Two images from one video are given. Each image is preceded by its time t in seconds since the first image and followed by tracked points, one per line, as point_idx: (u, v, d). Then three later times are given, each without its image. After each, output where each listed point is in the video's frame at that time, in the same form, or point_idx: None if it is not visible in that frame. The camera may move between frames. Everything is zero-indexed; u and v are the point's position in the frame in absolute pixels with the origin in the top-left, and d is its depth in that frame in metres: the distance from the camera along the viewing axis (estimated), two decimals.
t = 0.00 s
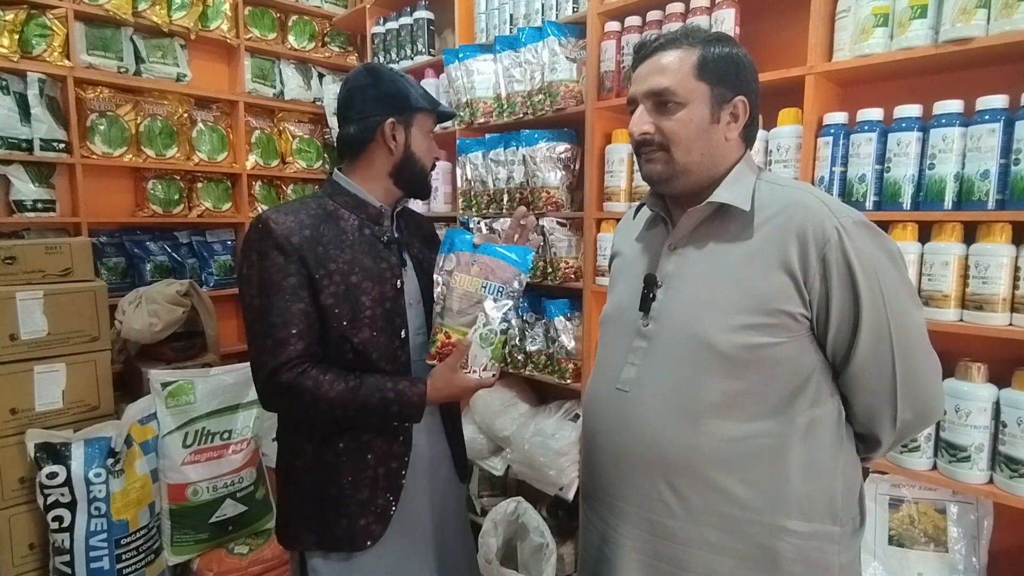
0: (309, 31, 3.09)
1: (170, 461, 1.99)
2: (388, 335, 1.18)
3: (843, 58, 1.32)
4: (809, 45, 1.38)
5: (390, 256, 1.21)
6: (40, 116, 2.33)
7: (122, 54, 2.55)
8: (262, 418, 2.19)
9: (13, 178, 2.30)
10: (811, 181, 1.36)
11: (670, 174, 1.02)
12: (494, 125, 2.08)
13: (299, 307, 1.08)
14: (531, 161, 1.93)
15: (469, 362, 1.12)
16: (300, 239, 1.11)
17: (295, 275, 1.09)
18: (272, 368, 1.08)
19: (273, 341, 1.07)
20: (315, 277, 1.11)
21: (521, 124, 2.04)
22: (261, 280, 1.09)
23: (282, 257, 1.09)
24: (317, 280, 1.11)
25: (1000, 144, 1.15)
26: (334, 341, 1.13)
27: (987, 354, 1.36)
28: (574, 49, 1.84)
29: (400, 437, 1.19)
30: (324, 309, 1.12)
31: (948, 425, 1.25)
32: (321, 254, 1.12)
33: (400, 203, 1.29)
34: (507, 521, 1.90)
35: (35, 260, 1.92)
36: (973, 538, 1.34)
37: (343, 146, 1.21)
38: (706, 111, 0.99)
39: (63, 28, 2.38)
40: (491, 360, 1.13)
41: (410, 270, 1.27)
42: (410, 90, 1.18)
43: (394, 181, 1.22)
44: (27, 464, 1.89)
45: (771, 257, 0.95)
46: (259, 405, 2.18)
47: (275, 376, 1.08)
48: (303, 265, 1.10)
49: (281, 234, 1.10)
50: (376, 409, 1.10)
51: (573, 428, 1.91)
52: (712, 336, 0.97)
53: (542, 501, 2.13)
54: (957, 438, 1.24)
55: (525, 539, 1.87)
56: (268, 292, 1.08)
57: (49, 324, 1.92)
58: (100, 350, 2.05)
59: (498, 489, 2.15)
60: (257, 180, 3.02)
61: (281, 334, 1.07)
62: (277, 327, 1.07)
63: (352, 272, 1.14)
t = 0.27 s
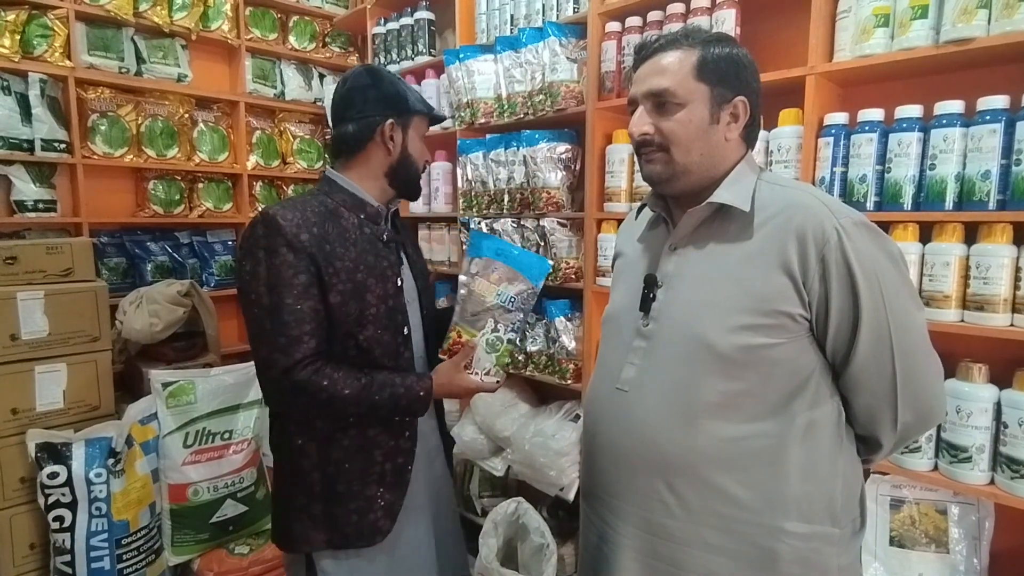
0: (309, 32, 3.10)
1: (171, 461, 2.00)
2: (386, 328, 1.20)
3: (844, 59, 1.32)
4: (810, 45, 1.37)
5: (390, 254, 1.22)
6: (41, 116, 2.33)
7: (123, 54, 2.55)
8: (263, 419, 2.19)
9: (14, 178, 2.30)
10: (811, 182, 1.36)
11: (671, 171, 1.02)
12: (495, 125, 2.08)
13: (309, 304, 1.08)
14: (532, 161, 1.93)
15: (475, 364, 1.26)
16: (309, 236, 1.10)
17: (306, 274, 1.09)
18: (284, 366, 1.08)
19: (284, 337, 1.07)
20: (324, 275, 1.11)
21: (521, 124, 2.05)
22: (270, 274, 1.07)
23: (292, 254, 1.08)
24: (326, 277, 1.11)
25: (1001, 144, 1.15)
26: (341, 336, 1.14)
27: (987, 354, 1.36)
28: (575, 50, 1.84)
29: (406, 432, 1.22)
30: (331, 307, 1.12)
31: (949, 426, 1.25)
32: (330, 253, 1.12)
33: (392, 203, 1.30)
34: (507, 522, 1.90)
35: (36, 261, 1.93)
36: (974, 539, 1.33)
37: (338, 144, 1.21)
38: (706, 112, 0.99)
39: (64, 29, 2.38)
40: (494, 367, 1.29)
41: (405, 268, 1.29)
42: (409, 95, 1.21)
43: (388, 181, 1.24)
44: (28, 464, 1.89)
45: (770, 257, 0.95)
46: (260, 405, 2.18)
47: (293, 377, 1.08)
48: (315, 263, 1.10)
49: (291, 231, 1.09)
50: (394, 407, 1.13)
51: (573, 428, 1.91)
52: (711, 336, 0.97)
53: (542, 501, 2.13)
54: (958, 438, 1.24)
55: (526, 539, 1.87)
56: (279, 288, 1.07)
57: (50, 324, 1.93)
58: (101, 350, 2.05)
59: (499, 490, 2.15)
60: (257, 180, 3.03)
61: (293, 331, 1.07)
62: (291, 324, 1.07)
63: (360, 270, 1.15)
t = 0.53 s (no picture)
0: (310, 32, 3.10)
1: (171, 461, 1.99)
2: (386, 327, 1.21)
3: (845, 58, 1.32)
4: (811, 45, 1.37)
5: (381, 253, 1.23)
6: (42, 117, 2.33)
7: (123, 55, 2.56)
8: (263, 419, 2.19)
9: (15, 178, 2.31)
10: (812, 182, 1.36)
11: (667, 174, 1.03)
12: (495, 126, 2.08)
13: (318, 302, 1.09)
14: (533, 162, 1.93)
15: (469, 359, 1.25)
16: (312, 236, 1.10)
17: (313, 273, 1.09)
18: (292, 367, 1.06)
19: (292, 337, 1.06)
20: (329, 274, 1.11)
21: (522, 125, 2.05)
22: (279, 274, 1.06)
23: (299, 253, 1.08)
24: (330, 276, 1.11)
25: (1003, 144, 1.15)
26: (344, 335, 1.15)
27: (988, 354, 1.36)
28: (575, 50, 1.84)
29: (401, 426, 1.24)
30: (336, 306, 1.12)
31: (950, 426, 1.25)
32: (332, 252, 1.12)
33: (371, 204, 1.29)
34: (508, 522, 1.90)
35: (37, 261, 1.93)
36: (976, 539, 1.33)
37: (322, 138, 1.19)
38: (694, 113, 0.98)
39: (65, 29, 2.39)
40: (489, 364, 1.25)
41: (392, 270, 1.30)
42: (399, 100, 1.22)
43: (372, 182, 1.24)
44: (29, 464, 1.89)
45: (764, 258, 0.95)
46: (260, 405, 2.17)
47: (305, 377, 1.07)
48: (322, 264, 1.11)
49: (296, 229, 1.09)
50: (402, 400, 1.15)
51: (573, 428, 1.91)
52: (704, 336, 0.97)
53: (543, 501, 2.13)
54: (959, 438, 1.23)
55: (527, 539, 1.87)
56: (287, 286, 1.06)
57: (51, 324, 1.93)
58: (102, 350, 2.05)
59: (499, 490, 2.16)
60: (258, 181, 3.03)
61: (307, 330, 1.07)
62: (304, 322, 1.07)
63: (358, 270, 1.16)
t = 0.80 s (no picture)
0: (311, 33, 3.11)
1: (173, 461, 1.98)
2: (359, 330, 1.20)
3: (847, 59, 1.32)
4: (812, 46, 1.38)
5: (355, 254, 1.21)
6: (44, 117, 2.33)
7: (125, 56, 2.56)
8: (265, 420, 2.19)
9: (16, 179, 2.31)
10: (813, 183, 1.37)
11: (662, 176, 1.03)
12: (496, 126, 2.08)
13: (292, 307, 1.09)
14: (533, 162, 1.93)
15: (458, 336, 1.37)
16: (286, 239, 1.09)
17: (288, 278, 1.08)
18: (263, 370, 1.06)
19: (267, 344, 1.06)
20: (302, 278, 1.10)
21: (523, 125, 2.05)
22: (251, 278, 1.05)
23: (271, 256, 1.07)
24: (304, 280, 1.10)
25: (1004, 145, 1.15)
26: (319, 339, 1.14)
27: (990, 355, 1.36)
28: (576, 51, 1.84)
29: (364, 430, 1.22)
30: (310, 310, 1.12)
31: (953, 427, 1.25)
32: (307, 257, 1.11)
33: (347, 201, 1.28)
34: (509, 523, 1.91)
35: (38, 262, 1.93)
36: (977, 540, 1.33)
37: (294, 136, 1.18)
38: (661, 119, 0.99)
39: (67, 30, 2.39)
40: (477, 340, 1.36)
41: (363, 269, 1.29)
42: (373, 96, 1.20)
43: (347, 182, 1.22)
44: (30, 464, 1.90)
45: (743, 259, 0.93)
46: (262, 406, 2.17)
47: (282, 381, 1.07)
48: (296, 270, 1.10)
49: (268, 232, 1.08)
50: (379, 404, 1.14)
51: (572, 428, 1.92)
52: (681, 335, 0.97)
53: (543, 502, 2.13)
54: (961, 440, 1.23)
55: (527, 540, 1.87)
56: (261, 291, 1.05)
57: (52, 325, 1.93)
58: (103, 351, 2.05)
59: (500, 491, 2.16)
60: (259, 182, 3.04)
61: (281, 336, 1.06)
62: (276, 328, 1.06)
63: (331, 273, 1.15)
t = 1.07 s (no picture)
0: (312, 33, 3.10)
1: (174, 462, 1.97)
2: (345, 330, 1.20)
3: (847, 59, 1.32)
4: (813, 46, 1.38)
5: (334, 252, 1.21)
6: (45, 117, 2.33)
7: (126, 56, 2.56)
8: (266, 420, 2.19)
9: (18, 179, 2.31)
10: (814, 184, 1.37)
11: (660, 177, 1.02)
12: (497, 127, 2.08)
13: (256, 315, 1.06)
14: (534, 162, 1.93)
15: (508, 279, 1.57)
16: (253, 242, 1.07)
17: (252, 282, 1.05)
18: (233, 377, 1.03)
19: (227, 350, 1.03)
20: (272, 280, 1.09)
21: (524, 125, 2.05)
22: (212, 282, 1.03)
23: (237, 261, 1.04)
24: (273, 281, 1.08)
25: (1005, 146, 1.14)
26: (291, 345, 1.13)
27: (992, 356, 1.36)
28: (577, 51, 1.84)
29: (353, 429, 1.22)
30: (280, 313, 1.10)
31: (954, 428, 1.25)
32: (278, 259, 1.10)
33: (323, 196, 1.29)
34: (509, 523, 1.91)
35: (39, 262, 1.93)
36: (978, 541, 1.33)
37: (263, 138, 1.18)
38: (648, 122, 0.99)
39: (68, 30, 2.39)
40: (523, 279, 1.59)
41: (348, 263, 1.29)
42: (338, 84, 1.19)
43: (323, 177, 1.23)
44: (31, 464, 1.90)
45: (711, 259, 0.91)
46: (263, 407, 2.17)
47: (260, 386, 1.05)
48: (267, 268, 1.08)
49: (234, 236, 1.05)
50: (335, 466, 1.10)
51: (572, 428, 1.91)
52: (654, 332, 0.96)
53: (544, 502, 2.12)
54: (962, 441, 1.23)
55: (528, 541, 1.87)
56: (222, 295, 1.03)
57: (53, 325, 1.93)
58: (104, 351, 2.05)
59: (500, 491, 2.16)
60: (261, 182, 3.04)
61: (240, 344, 1.03)
62: (238, 337, 1.03)
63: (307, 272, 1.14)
